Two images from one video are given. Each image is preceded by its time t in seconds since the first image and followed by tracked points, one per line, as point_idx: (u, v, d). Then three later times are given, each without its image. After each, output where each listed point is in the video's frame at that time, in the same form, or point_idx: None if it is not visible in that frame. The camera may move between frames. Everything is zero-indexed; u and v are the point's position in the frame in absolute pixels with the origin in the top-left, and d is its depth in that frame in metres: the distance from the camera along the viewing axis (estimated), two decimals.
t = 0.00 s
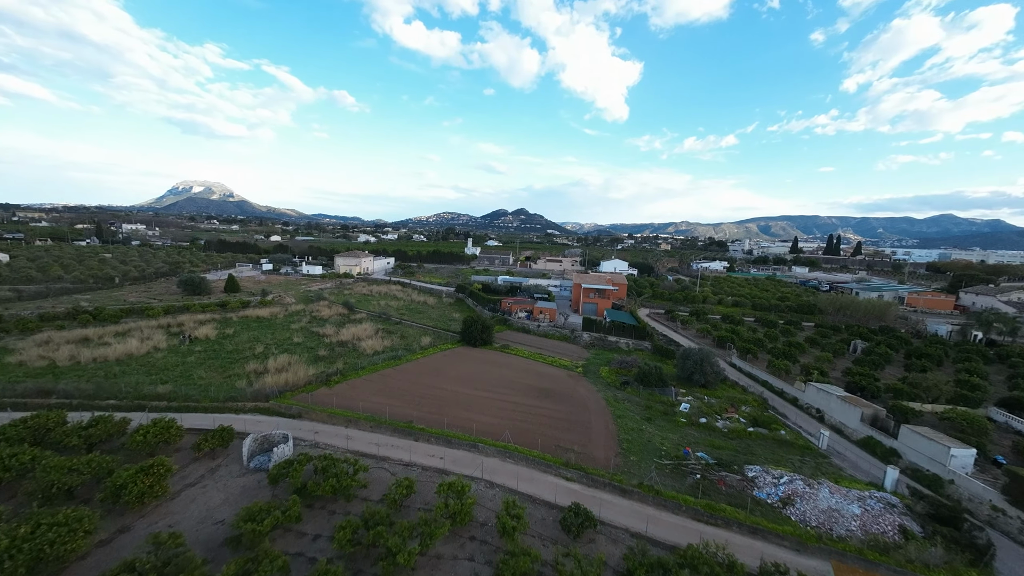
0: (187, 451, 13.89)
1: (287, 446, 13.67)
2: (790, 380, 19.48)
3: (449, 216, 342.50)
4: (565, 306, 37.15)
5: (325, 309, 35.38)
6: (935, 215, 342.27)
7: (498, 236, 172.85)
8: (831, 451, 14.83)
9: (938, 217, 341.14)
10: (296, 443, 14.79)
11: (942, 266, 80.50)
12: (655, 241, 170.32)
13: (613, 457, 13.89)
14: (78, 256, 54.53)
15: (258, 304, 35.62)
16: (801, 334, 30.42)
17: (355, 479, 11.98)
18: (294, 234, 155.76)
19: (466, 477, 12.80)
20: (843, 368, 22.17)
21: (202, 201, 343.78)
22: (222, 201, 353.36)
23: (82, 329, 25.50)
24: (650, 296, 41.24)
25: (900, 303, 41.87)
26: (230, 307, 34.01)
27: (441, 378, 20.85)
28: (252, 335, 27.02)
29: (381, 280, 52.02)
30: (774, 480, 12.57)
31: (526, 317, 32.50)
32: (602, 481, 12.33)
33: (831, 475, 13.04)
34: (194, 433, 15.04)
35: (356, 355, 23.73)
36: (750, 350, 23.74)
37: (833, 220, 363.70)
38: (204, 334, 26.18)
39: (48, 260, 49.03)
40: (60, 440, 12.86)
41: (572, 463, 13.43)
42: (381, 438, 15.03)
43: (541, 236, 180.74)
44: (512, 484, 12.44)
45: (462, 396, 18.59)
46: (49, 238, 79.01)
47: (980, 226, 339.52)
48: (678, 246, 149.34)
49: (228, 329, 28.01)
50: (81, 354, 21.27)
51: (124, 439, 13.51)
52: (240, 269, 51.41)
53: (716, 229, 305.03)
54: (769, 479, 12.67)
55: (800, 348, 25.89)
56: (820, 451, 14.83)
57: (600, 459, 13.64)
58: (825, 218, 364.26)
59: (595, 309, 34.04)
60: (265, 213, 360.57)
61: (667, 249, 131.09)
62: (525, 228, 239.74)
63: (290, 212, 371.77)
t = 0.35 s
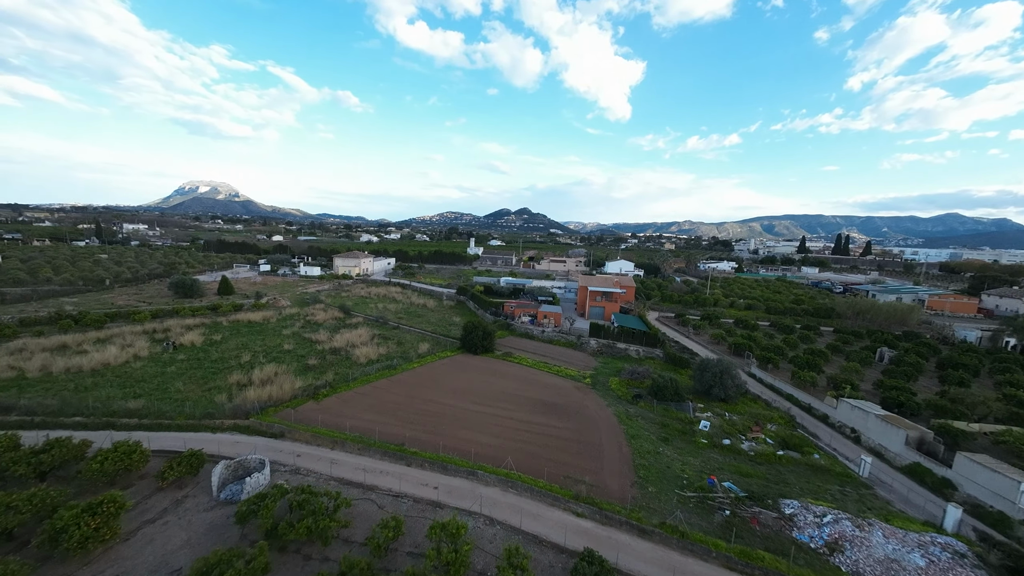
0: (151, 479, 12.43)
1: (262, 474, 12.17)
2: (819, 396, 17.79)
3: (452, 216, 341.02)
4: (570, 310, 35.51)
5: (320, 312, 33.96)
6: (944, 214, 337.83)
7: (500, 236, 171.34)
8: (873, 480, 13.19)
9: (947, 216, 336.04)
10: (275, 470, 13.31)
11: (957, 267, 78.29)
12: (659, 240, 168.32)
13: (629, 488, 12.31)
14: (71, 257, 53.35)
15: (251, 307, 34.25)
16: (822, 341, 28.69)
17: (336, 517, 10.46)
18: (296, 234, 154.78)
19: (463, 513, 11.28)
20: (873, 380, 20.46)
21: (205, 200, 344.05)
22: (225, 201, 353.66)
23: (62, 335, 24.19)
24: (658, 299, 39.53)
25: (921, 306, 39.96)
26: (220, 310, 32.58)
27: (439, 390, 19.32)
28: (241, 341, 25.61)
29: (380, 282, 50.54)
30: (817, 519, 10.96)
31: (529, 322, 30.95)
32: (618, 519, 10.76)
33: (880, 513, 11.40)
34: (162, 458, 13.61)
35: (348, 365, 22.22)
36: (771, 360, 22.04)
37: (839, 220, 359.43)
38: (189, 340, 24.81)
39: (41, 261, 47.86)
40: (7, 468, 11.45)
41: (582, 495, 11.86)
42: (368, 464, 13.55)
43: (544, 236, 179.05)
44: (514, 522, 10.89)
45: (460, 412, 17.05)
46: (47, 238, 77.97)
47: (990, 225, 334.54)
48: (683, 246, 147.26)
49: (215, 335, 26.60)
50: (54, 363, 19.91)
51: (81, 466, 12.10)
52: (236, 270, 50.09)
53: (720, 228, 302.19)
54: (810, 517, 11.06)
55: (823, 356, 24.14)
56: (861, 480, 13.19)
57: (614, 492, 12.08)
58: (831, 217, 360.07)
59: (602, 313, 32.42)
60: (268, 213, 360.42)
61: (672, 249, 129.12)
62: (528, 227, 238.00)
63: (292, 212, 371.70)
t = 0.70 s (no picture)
0: (108, 512, 10.98)
1: (233, 509, 10.70)
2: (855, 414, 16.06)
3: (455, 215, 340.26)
4: (577, 313, 33.87)
5: (315, 316, 32.51)
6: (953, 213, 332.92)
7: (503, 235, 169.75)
8: (930, 517, 11.51)
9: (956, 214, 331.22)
10: (249, 500, 11.83)
11: (975, 266, 75.87)
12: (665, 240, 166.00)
13: (650, 526, 10.74)
14: (66, 257, 52.22)
15: (243, 310, 32.83)
16: (845, 347, 26.96)
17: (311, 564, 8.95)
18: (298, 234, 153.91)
19: (459, 557, 9.71)
20: (912, 393, 18.69)
21: (210, 200, 345.03)
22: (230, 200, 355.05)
23: (39, 342, 22.85)
24: (668, 301, 37.77)
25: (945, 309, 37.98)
26: (211, 313, 31.16)
27: (436, 403, 17.83)
28: (229, 348, 24.18)
29: (379, 283, 49.03)
30: (875, 570, 9.37)
31: (534, 326, 29.36)
32: (640, 568, 9.15)
33: (950, 562, 9.74)
34: (125, 485, 12.17)
35: (340, 375, 20.73)
36: (798, 370, 20.27)
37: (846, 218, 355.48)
38: (174, 346, 23.39)
39: (32, 261, 46.63)
40: None
41: (597, 535, 10.28)
42: (354, 494, 12.05)
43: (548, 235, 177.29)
44: (518, 568, 9.32)
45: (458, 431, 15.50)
46: (45, 238, 76.91)
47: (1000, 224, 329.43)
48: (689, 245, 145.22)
49: (202, 340, 25.18)
50: (23, 373, 18.51)
51: (27, 497, 10.69)
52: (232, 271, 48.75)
53: (726, 227, 299.24)
54: (866, 567, 9.48)
55: (851, 364, 22.36)
56: (916, 517, 11.52)
57: (632, 532, 10.50)
58: (839, 215, 355.49)
59: (610, 317, 30.78)
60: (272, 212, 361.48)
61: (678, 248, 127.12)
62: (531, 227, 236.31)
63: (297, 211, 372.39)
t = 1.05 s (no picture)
0: (51, 552, 9.50)
1: (195, 548, 9.26)
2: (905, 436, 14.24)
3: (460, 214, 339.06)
4: (585, 316, 32.24)
5: (312, 318, 31.13)
6: (967, 212, 326.26)
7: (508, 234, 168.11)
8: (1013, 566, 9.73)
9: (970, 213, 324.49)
10: (216, 536, 10.33)
11: (998, 266, 72.99)
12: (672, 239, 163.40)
13: None
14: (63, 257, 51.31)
15: (237, 313, 31.54)
16: (875, 355, 25.05)
17: None
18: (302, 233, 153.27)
19: None
20: (962, 410, 16.83)
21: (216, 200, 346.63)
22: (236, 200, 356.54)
23: (17, 347, 21.58)
24: (681, 303, 35.93)
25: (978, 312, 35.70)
26: (203, 316, 29.82)
27: (434, 419, 16.30)
28: (216, 354, 22.80)
29: (380, 284, 47.58)
30: None
31: (540, 330, 27.80)
32: None
33: None
34: (78, 517, 10.72)
35: (331, 385, 19.24)
36: (831, 382, 18.48)
37: (856, 217, 349.53)
38: (158, 352, 22.03)
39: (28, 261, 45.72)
40: None
41: None
42: (337, 529, 10.51)
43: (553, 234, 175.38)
44: None
45: (457, 452, 13.95)
46: (47, 238, 76.43)
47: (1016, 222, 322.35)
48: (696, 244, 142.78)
49: (190, 345, 23.83)
50: None
51: None
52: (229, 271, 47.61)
53: (733, 226, 295.36)
54: None
55: (888, 373, 20.44)
56: (995, 564, 9.75)
57: None
58: (848, 214, 349.96)
59: (621, 320, 29.15)
60: (277, 212, 362.34)
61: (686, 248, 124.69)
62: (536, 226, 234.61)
63: (302, 211, 373.33)
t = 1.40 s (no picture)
0: None
1: None
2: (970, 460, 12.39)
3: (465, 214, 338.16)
4: (595, 319, 30.51)
5: (309, 321, 29.72)
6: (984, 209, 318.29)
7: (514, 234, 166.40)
8: None
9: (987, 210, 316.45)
10: None
11: None
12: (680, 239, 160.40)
13: None
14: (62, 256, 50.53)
15: (232, 314, 30.26)
16: (914, 362, 23.00)
17: None
18: (308, 233, 152.91)
19: None
20: None
21: (223, 199, 348.93)
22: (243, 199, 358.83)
23: None
24: (696, 305, 34.02)
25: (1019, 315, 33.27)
26: (195, 318, 28.51)
27: (433, 435, 14.68)
28: (204, 359, 21.42)
29: (382, 284, 46.15)
30: None
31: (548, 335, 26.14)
32: None
33: None
34: (18, 557, 9.27)
35: (322, 395, 17.72)
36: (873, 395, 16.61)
37: (869, 215, 342.96)
38: (142, 358, 20.70)
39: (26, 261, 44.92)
40: None
41: None
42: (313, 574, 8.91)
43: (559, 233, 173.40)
44: None
45: (456, 477, 12.35)
46: (52, 237, 76.19)
47: None
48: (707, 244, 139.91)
49: (177, 350, 22.49)
50: None
51: None
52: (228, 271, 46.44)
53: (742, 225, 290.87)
54: None
55: (935, 383, 18.42)
56: None
57: None
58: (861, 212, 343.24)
59: (634, 324, 27.42)
60: (284, 211, 364.27)
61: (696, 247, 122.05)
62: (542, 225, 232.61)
63: (309, 210, 375.04)
